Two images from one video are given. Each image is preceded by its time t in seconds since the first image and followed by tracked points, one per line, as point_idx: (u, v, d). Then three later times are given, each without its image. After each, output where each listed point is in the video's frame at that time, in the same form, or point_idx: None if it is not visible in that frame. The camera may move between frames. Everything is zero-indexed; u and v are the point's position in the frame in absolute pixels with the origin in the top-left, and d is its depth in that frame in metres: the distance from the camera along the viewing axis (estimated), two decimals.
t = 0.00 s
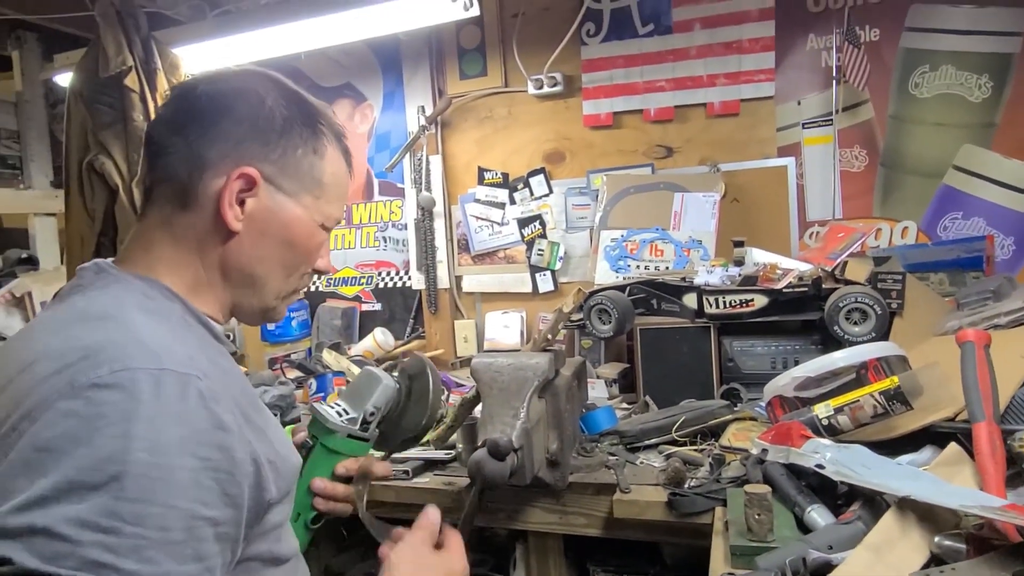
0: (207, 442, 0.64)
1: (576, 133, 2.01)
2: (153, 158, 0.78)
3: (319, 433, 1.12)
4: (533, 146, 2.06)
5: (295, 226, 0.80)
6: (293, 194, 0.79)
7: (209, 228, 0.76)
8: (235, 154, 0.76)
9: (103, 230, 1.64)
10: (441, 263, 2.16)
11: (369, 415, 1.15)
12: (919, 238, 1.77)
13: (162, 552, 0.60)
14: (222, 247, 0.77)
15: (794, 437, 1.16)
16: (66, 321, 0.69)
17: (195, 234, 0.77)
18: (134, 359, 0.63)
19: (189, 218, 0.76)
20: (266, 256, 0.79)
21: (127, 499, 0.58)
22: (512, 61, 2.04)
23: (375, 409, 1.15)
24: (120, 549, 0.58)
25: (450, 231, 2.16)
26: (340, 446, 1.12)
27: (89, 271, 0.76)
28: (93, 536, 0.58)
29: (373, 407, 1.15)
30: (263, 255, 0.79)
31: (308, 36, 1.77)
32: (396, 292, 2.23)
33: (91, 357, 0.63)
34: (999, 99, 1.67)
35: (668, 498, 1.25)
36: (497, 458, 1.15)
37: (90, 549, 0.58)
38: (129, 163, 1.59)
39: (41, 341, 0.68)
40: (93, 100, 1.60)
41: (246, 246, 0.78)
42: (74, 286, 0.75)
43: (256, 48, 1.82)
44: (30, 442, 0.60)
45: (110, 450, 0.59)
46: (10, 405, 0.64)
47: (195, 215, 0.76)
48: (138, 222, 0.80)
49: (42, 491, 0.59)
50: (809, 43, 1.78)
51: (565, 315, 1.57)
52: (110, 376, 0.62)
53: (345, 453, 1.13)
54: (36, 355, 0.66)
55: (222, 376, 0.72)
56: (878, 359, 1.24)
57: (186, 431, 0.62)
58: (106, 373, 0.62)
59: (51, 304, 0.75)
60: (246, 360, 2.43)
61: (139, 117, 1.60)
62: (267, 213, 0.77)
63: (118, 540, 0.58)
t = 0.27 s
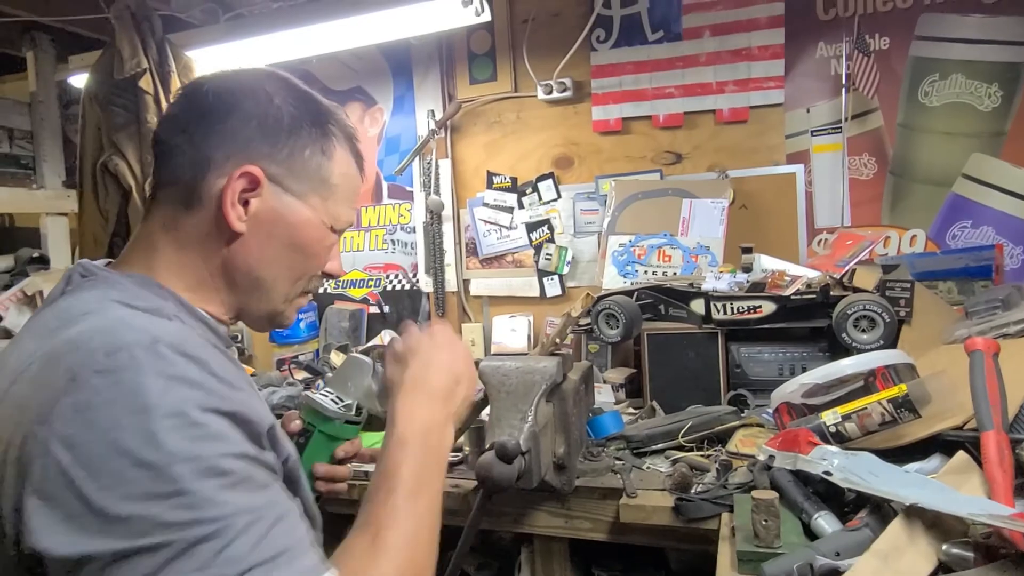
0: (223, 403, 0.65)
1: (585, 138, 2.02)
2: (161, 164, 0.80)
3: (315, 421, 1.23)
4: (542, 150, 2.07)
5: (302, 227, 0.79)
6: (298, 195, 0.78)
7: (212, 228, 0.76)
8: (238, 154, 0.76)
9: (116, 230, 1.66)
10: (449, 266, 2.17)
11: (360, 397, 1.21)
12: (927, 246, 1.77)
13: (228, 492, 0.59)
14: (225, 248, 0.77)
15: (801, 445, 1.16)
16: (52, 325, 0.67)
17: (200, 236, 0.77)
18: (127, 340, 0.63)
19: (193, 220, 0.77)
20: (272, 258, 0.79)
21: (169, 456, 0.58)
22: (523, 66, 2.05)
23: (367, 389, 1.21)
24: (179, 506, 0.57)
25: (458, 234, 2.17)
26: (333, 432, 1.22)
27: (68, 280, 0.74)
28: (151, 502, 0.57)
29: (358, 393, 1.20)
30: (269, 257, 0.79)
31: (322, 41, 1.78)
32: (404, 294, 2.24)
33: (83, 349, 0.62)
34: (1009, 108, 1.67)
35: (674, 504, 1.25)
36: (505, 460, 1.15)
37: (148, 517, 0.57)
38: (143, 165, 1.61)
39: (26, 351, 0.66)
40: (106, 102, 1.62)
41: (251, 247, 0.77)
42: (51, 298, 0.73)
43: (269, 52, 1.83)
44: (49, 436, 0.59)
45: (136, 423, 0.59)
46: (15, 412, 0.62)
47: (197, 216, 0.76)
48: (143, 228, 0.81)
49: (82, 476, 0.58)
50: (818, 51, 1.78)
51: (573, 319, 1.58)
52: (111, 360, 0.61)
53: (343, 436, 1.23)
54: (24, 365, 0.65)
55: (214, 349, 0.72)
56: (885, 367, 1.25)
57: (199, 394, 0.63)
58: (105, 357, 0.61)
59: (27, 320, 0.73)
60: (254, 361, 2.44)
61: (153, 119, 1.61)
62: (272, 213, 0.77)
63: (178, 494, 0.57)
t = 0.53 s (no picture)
0: (295, 383, 0.66)
1: (596, 144, 2.04)
2: (167, 149, 0.74)
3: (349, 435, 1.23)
4: (554, 156, 2.08)
5: (315, 207, 0.76)
6: (310, 173, 0.75)
7: (228, 211, 0.72)
8: (249, 133, 0.72)
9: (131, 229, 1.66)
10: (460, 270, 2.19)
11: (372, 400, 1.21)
12: (936, 257, 1.78)
13: (326, 459, 0.61)
14: (241, 231, 0.73)
15: (812, 451, 1.17)
16: (96, 329, 0.65)
17: (214, 220, 0.73)
18: (194, 337, 0.62)
19: (208, 203, 0.72)
20: (286, 241, 0.75)
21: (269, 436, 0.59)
22: (535, 72, 2.07)
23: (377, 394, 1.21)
24: (287, 481, 0.59)
25: (469, 238, 2.19)
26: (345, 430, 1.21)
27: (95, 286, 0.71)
28: (257, 483, 0.58)
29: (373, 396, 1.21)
30: (288, 238, 0.75)
31: (338, 45, 1.80)
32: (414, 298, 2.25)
33: (152, 351, 0.61)
34: (1019, 120, 1.69)
35: (685, 508, 1.26)
36: (518, 463, 1.16)
37: (259, 496, 0.58)
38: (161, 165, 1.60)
39: (77, 362, 0.64)
40: (127, 102, 1.65)
41: (268, 230, 0.74)
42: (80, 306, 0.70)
43: (285, 54, 1.85)
44: (140, 439, 0.59)
45: (231, 412, 0.59)
46: (91, 421, 0.60)
47: (212, 199, 0.72)
48: (154, 219, 0.76)
49: (181, 472, 0.58)
50: (830, 61, 1.80)
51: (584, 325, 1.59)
52: (187, 358, 0.61)
53: (352, 437, 1.24)
54: (82, 375, 0.62)
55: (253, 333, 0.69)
56: (895, 375, 1.25)
57: (274, 377, 0.64)
58: (181, 358, 0.61)
59: (58, 331, 0.69)
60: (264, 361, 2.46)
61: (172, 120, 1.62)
62: (289, 193, 0.74)
63: (287, 469, 0.59)
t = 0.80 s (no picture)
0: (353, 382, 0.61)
1: (608, 152, 2.06)
2: (200, 162, 0.71)
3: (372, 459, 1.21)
4: (565, 164, 2.10)
5: (348, 221, 0.74)
6: (345, 189, 0.73)
7: (268, 228, 0.70)
8: (290, 151, 0.70)
9: (150, 236, 1.69)
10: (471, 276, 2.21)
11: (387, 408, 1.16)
12: (946, 264, 1.79)
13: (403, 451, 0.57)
14: (280, 248, 0.71)
15: (827, 457, 1.19)
16: (145, 349, 0.59)
17: (254, 237, 0.70)
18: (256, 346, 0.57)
19: (246, 220, 0.70)
20: (323, 257, 0.73)
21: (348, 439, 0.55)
22: (547, 81, 2.09)
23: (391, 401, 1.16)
24: (366, 477, 0.54)
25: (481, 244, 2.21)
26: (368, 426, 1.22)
27: (137, 300, 0.64)
28: (339, 489, 0.53)
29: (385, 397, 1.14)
30: (323, 252, 0.73)
31: (355, 55, 1.83)
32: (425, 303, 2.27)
33: (215, 362, 0.55)
34: None
35: (701, 515, 1.28)
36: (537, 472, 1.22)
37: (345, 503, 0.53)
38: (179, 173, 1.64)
39: (133, 379, 0.57)
40: (145, 109, 1.66)
41: (306, 245, 0.72)
42: (122, 323, 0.63)
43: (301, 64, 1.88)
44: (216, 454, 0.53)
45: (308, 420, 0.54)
46: (158, 441, 0.54)
47: (252, 216, 0.70)
48: (187, 233, 0.72)
49: (262, 486, 0.53)
50: (840, 71, 1.82)
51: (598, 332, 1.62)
52: (254, 367, 0.55)
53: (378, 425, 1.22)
54: (137, 394, 0.56)
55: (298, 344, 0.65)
56: (909, 382, 1.27)
57: (339, 378, 0.59)
58: (248, 368, 0.55)
59: (98, 352, 0.63)
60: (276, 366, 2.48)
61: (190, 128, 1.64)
62: (326, 210, 0.72)
63: (364, 465, 0.54)
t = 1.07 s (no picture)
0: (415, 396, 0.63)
1: (618, 157, 2.07)
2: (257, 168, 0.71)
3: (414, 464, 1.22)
4: (576, 168, 2.12)
5: (395, 230, 0.76)
6: (395, 200, 0.75)
7: (325, 237, 0.71)
8: (350, 160, 0.72)
9: (165, 240, 1.69)
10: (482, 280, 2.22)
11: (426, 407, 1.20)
12: (955, 268, 1.81)
13: (471, 467, 0.59)
14: (337, 257, 0.72)
15: (846, 459, 1.20)
16: (215, 362, 0.60)
17: (311, 246, 0.71)
18: (328, 363, 0.58)
19: (305, 230, 0.70)
20: (375, 264, 0.75)
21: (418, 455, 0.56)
22: (558, 86, 2.10)
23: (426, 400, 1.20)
24: (437, 491, 0.56)
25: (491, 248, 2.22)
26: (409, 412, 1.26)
27: (194, 314, 0.65)
28: (411, 505, 0.55)
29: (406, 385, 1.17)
30: (375, 260, 0.75)
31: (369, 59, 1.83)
32: (436, 307, 2.28)
33: (289, 380, 0.56)
34: None
35: (719, 517, 1.29)
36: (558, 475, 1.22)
37: (419, 519, 0.55)
38: (193, 177, 1.64)
39: (202, 395, 0.58)
40: (159, 114, 1.66)
41: (359, 254, 0.73)
42: (183, 337, 0.64)
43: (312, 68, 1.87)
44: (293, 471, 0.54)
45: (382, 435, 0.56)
46: (233, 458, 0.55)
47: (311, 226, 0.70)
48: (241, 237, 0.72)
49: (338, 500, 0.54)
50: (850, 76, 1.84)
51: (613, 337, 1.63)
52: (329, 384, 0.57)
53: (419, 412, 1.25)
54: (210, 407, 0.57)
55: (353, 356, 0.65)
56: (925, 386, 1.27)
57: (406, 393, 0.61)
58: (324, 384, 0.56)
59: (157, 365, 0.63)
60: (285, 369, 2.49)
61: (205, 133, 1.64)
62: (381, 219, 0.74)
63: (436, 480, 0.56)
